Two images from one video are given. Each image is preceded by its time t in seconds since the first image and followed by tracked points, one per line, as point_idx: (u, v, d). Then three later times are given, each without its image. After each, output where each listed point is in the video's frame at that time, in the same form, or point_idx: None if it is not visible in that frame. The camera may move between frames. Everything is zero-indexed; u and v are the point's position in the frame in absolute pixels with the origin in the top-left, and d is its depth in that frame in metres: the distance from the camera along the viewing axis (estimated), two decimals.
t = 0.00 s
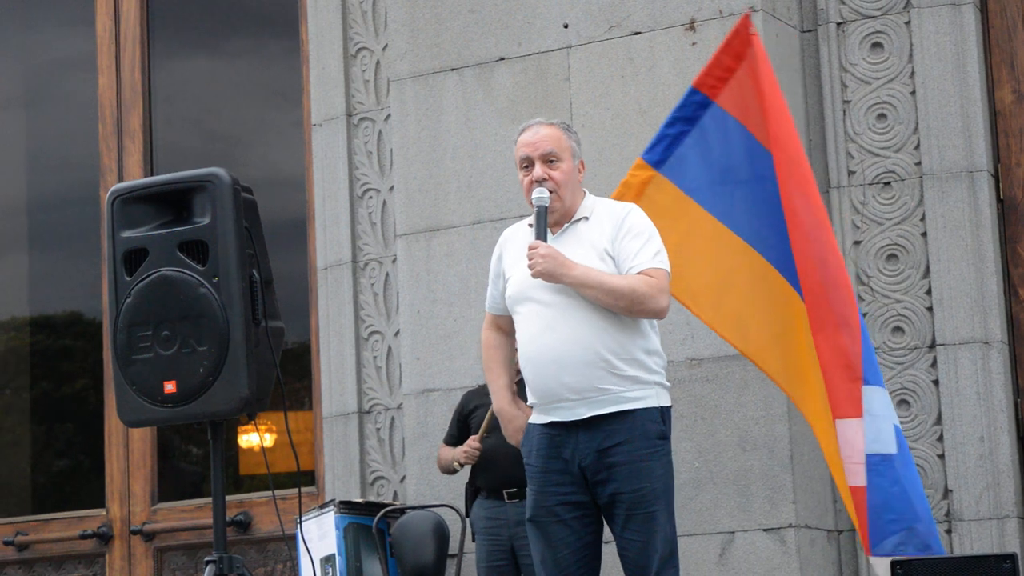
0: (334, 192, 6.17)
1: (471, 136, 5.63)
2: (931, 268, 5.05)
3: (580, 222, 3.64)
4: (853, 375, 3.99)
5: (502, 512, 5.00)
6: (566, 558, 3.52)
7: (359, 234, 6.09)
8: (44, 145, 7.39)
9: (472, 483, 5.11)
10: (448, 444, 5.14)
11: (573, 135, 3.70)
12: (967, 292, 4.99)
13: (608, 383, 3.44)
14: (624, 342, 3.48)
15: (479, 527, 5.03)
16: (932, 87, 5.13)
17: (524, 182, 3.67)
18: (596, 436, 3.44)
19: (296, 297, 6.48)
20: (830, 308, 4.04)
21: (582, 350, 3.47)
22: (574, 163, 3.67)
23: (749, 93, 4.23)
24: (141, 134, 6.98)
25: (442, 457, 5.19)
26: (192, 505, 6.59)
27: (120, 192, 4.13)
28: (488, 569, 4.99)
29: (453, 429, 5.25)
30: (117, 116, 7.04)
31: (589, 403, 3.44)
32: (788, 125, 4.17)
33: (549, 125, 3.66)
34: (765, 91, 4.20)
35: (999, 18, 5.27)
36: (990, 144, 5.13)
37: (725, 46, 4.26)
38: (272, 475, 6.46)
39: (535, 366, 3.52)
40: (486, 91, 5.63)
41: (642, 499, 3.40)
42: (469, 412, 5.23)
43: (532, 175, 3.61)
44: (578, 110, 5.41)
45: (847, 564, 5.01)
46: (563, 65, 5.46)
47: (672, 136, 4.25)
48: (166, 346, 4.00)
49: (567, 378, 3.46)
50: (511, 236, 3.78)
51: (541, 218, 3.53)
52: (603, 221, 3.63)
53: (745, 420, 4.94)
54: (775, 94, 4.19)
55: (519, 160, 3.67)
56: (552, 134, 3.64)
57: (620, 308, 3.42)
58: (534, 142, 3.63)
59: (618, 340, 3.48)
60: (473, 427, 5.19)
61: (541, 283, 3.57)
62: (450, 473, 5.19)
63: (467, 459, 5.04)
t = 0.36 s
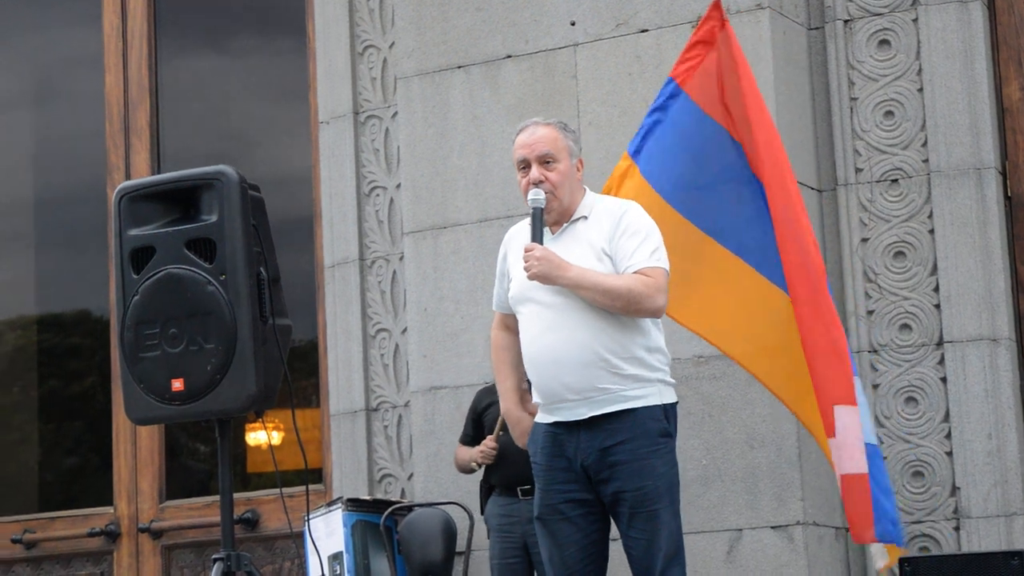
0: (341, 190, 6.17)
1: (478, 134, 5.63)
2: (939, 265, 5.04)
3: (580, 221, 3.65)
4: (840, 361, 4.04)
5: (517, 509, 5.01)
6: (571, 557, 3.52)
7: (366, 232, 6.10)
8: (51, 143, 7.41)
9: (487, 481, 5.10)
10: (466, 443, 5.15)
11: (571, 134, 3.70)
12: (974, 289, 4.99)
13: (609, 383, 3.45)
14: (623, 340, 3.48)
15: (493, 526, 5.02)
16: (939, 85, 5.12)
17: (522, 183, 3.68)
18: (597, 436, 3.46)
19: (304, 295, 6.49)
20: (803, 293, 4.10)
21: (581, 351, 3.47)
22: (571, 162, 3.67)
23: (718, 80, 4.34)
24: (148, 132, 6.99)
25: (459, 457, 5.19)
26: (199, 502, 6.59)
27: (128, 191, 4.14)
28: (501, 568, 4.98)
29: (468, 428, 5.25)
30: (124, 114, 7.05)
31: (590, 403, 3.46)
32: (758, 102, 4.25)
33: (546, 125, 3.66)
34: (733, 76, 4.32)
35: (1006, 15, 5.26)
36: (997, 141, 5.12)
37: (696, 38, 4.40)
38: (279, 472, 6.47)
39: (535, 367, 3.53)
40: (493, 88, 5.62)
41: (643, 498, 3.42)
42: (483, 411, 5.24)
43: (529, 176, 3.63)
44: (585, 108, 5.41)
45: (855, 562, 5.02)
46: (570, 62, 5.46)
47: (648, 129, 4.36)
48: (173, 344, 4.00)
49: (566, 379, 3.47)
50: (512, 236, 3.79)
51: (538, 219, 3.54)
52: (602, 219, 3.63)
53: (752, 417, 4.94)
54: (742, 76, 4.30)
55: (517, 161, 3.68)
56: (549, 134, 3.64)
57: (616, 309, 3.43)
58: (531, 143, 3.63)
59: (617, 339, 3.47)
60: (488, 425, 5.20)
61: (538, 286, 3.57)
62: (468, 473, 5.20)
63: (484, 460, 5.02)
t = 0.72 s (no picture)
0: (348, 189, 6.17)
1: (484, 133, 5.63)
2: (945, 262, 5.03)
3: (586, 219, 3.67)
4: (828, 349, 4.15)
5: (528, 507, 4.97)
6: (575, 555, 3.54)
7: (373, 231, 6.10)
8: (58, 143, 7.42)
9: (497, 479, 5.06)
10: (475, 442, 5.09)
11: (578, 132, 3.72)
12: (980, 286, 4.98)
13: (613, 379, 3.46)
14: (628, 338, 3.49)
15: (504, 524, 4.99)
16: (945, 82, 5.11)
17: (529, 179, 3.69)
18: (600, 434, 3.47)
19: (310, 294, 6.49)
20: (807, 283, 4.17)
21: (586, 347, 3.49)
22: (578, 160, 3.69)
23: (753, 71, 4.49)
24: (154, 132, 7.00)
25: (468, 456, 5.16)
26: (207, 502, 6.61)
27: (133, 191, 4.14)
28: (514, 567, 4.95)
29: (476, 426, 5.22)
30: (130, 114, 7.06)
31: (594, 399, 3.47)
32: (792, 96, 4.38)
33: (554, 122, 3.68)
34: (767, 71, 4.47)
35: (1013, 12, 5.25)
36: (1004, 139, 5.11)
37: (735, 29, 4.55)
38: (286, 472, 6.47)
39: (540, 362, 3.54)
40: (499, 87, 5.62)
41: (647, 496, 3.42)
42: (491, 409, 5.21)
43: (537, 171, 3.64)
44: (591, 106, 5.40)
45: (862, 560, 5.02)
46: (576, 61, 5.46)
47: (681, 117, 4.55)
48: (180, 344, 4.01)
49: (571, 375, 3.49)
50: (516, 235, 3.81)
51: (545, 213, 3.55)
52: (608, 217, 3.65)
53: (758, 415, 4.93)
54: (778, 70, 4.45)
55: (524, 157, 3.69)
56: (558, 131, 3.66)
57: (622, 303, 3.44)
58: (538, 139, 3.64)
59: (622, 336, 3.49)
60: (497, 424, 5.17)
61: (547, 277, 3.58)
62: (477, 471, 5.18)
63: (496, 457, 4.99)
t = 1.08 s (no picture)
0: (356, 197, 6.18)
1: (493, 140, 5.64)
2: (954, 269, 5.03)
3: (596, 227, 3.67)
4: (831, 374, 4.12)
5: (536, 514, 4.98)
6: (583, 562, 3.54)
7: (381, 238, 6.10)
8: (67, 151, 7.44)
9: (505, 487, 5.06)
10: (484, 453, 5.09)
11: (590, 141, 3.72)
12: (989, 292, 4.97)
13: (621, 386, 3.46)
14: (637, 346, 3.50)
15: (513, 532, 4.99)
16: (953, 88, 5.11)
17: (539, 185, 3.69)
18: (606, 440, 3.47)
19: (319, 301, 6.50)
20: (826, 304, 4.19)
21: (595, 353, 3.49)
22: (589, 168, 3.70)
23: (795, 95, 4.45)
24: (163, 140, 7.02)
25: (474, 466, 5.19)
26: (216, 510, 6.60)
27: (143, 199, 4.15)
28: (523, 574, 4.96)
29: (482, 434, 5.25)
30: (139, 122, 7.08)
31: (602, 406, 3.47)
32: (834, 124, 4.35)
33: (567, 130, 3.68)
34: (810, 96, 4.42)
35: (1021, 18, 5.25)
36: (1012, 145, 5.11)
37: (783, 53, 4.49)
38: (295, 479, 6.48)
39: (549, 368, 3.54)
40: (508, 95, 5.63)
41: (654, 503, 3.42)
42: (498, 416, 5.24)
43: (549, 177, 3.64)
44: (600, 113, 5.41)
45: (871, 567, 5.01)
46: (584, 68, 5.46)
47: (722, 138, 4.50)
48: (189, 351, 4.01)
49: (579, 381, 3.49)
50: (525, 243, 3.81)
51: (557, 218, 3.56)
52: (617, 225, 3.66)
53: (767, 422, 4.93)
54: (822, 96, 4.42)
55: (535, 162, 3.69)
56: (571, 138, 3.66)
57: (632, 309, 3.44)
58: (551, 145, 3.65)
59: (632, 344, 3.50)
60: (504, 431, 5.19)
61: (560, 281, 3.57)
62: (483, 479, 5.19)
63: (506, 467, 4.97)
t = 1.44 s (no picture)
0: (360, 201, 6.18)
1: (495, 145, 5.64)
2: (957, 272, 5.02)
3: (597, 229, 3.68)
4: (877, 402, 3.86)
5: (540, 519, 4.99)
6: (585, 566, 3.53)
7: (385, 243, 6.11)
8: (71, 155, 7.45)
9: (509, 491, 5.07)
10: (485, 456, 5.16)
11: (593, 145, 3.74)
12: (993, 295, 4.97)
13: (620, 388, 3.46)
14: (636, 347, 3.50)
15: (516, 536, 5.00)
16: (956, 92, 5.11)
17: (542, 187, 3.70)
18: (607, 444, 3.47)
19: (323, 306, 6.50)
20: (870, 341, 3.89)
21: (594, 355, 3.49)
22: (592, 172, 3.71)
23: (825, 124, 4.14)
24: (167, 146, 7.04)
25: (477, 470, 5.20)
26: (220, 514, 6.61)
27: (146, 204, 4.15)
28: None
29: (485, 438, 5.26)
30: (143, 128, 7.10)
31: (601, 408, 3.47)
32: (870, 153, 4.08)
33: (570, 133, 3.70)
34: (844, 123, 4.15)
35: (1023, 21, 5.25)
36: (1015, 149, 5.12)
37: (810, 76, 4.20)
38: (299, 483, 6.48)
39: (548, 370, 3.55)
40: (510, 99, 5.63)
41: (655, 506, 3.41)
42: (501, 421, 5.25)
43: (551, 179, 3.65)
44: (603, 118, 5.41)
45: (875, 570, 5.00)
46: (587, 73, 5.46)
47: (748, 159, 4.15)
48: (192, 356, 4.02)
49: (578, 383, 3.49)
50: (527, 246, 3.83)
51: (559, 218, 3.56)
52: (618, 228, 3.66)
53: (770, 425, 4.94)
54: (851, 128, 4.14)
55: (539, 165, 3.70)
56: (573, 141, 3.67)
57: (631, 310, 3.44)
58: (554, 148, 3.66)
59: (630, 345, 3.50)
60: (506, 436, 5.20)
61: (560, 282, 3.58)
62: (486, 484, 5.21)
63: (509, 473, 5.00)
